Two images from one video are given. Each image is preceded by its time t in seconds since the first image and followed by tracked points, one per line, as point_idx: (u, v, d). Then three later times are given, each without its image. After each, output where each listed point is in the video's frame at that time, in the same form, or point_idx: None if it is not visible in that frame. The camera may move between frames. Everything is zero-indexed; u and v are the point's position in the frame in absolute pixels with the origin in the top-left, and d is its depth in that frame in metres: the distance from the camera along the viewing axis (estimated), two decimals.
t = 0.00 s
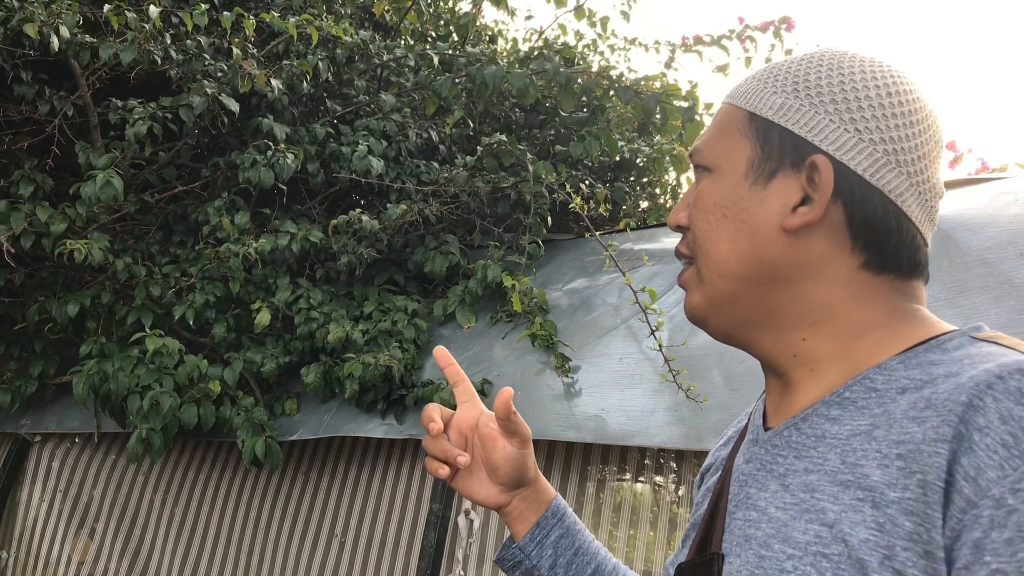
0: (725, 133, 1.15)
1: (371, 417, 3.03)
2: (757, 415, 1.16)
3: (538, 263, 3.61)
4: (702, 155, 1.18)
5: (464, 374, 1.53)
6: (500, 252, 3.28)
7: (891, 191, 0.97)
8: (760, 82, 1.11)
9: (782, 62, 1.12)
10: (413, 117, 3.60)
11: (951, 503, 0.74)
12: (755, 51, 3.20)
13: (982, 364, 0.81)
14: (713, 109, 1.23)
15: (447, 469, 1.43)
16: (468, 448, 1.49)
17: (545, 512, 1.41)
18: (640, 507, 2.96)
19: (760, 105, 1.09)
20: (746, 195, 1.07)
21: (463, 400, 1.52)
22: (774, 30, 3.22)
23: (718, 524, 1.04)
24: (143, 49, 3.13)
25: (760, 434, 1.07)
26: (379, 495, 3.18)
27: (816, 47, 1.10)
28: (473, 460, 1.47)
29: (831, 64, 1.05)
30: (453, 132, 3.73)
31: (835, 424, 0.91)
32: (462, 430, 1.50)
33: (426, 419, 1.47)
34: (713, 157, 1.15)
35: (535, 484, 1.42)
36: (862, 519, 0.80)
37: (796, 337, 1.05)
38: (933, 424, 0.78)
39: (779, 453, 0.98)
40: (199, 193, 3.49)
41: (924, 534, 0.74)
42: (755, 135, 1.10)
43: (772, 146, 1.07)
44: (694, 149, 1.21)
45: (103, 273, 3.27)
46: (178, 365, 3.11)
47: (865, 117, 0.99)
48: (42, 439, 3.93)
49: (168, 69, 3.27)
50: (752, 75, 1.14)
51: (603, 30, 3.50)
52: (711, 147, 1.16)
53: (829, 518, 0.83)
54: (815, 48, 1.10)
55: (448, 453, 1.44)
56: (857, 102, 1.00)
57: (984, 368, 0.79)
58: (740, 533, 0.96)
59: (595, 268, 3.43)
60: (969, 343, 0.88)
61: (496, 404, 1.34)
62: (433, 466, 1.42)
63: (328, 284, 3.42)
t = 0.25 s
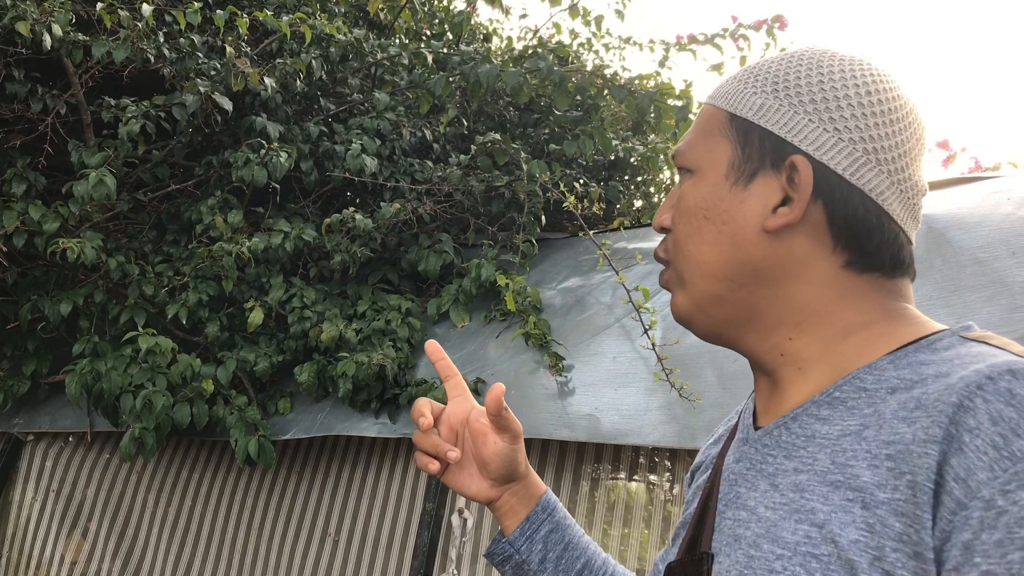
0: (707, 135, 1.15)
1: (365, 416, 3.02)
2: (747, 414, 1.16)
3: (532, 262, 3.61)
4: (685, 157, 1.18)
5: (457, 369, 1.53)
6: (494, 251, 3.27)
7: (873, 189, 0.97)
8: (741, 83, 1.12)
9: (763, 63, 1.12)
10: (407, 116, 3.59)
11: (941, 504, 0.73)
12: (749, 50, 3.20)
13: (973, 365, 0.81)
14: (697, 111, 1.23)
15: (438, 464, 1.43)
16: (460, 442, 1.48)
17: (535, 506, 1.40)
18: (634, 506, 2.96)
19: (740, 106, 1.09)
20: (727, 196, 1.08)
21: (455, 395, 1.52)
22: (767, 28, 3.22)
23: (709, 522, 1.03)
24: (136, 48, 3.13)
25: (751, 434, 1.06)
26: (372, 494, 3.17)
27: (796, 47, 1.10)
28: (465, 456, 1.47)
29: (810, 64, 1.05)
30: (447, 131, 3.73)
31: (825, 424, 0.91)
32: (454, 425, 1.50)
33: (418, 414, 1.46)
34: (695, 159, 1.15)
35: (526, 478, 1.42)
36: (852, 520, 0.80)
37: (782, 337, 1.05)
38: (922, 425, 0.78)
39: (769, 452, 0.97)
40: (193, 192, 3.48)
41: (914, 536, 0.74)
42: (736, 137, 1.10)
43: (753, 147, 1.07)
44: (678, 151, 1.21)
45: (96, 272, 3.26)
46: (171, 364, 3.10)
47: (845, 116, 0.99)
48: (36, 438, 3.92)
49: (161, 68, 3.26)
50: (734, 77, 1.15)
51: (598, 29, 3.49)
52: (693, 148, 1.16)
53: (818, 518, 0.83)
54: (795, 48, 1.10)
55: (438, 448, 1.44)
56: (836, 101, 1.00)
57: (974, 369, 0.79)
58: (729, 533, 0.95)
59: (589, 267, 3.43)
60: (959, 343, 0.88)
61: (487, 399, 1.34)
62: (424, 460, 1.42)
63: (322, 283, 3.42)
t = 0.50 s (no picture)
0: (696, 138, 1.15)
1: (360, 416, 3.02)
2: (742, 413, 1.15)
3: (527, 262, 3.61)
4: (676, 160, 1.18)
5: (467, 355, 1.53)
6: (490, 250, 3.27)
7: (864, 187, 0.97)
8: (729, 85, 1.12)
9: (750, 65, 1.12)
10: (403, 116, 3.59)
11: (936, 504, 0.74)
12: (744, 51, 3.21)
13: (967, 364, 0.81)
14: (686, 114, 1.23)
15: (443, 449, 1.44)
16: (466, 429, 1.49)
17: (537, 497, 1.40)
18: (629, 505, 2.96)
19: (729, 108, 1.10)
20: (718, 197, 1.08)
21: (464, 380, 1.52)
22: (762, 29, 3.23)
23: (704, 519, 1.03)
24: (131, 47, 3.12)
25: (745, 433, 1.06)
26: (368, 494, 3.17)
27: (783, 48, 1.10)
28: (469, 442, 1.47)
29: (797, 65, 1.06)
30: (442, 131, 3.73)
31: (820, 423, 0.91)
32: (461, 411, 1.50)
33: (426, 397, 1.47)
34: (685, 162, 1.15)
35: (530, 470, 1.41)
36: (847, 519, 0.80)
37: (776, 337, 1.05)
38: (917, 424, 0.78)
39: (764, 452, 0.98)
40: (188, 192, 3.47)
41: (909, 535, 0.75)
42: (725, 138, 1.10)
43: (743, 148, 1.07)
44: (668, 155, 1.21)
45: (91, 272, 3.25)
46: (166, 364, 3.10)
47: (833, 116, 0.99)
48: (31, 438, 3.92)
49: (156, 67, 3.25)
50: (722, 79, 1.15)
51: (593, 29, 3.49)
52: (683, 152, 1.16)
53: (814, 518, 0.83)
54: (782, 49, 1.11)
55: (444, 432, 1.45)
56: (825, 101, 1.00)
57: (968, 368, 0.79)
58: (724, 533, 0.96)
59: (585, 267, 3.43)
60: (953, 342, 0.88)
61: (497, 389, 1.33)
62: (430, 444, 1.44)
63: (318, 283, 3.41)
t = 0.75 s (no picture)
0: (691, 146, 1.16)
1: (359, 419, 3.02)
2: (742, 419, 1.16)
3: (526, 265, 3.62)
4: (671, 169, 1.19)
5: (434, 379, 1.53)
6: (489, 254, 3.28)
7: (859, 193, 0.99)
8: (723, 93, 1.13)
9: (743, 73, 1.13)
10: (402, 118, 3.59)
11: (937, 512, 0.75)
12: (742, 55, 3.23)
13: (968, 372, 0.82)
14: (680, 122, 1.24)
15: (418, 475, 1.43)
16: (439, 452, 1.49)
17: (516, 513, 1.40)
18: (627, 508, 2.97)
19: (723, 116, 1.11)
20: (715, 206, 1.08)
21: (434, 405, 1.52)
22: (760, 33, 3.24)
23: (704, 527, 1.04)
24: (130, 50, 3.12)
25: (745, 440, 1.07)
26: (366, 497, 3.18)
27: (776, 56, 1.12)
28: (444, 466, 1.47)
29: (790, 73, 1.07)
30: (441, 134, 3.73)
31: (821, 430, 0.92)
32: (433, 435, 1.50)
33: (397, 424, 1.46)
34: (680, 171, 1.16)
35: (507, 487, 1.42)
36: (848, 526, 0.81)
37: (775, 344, 1.05)
38: (918, 432, 0.79)
39: (764, 459, 0.98)
40: (186, 194, 3.47)
41: (910, 543, 0.76)
42: (720, 147, 1.11)
43: (738, 156, 1.08)
44: (663, 164, 1.22)
45: (90, 274, 3.25)
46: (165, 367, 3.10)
47: (828, 123, 1.01)
48: (28, 440, 3.91)
49: (155, 70, 3.26)
50: (716, 87, 1.16)
51: (591, 33, 3.51)
52: (678, 160, 1.17)
53: (815, 525, 0.84)
54: (775, 57, 1.12)
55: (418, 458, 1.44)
56: (818, 109, 1.02)
57: (969, 376, 0.80)
58: (724, 539, 0.96)
59: (583, 270, 3.43)
60: (953, 350, 0.89)
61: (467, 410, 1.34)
62: (404, 470, 1.42)
63: (316, 286, 3.42)
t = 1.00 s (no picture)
0: (687, 148, 1.16)
1: (358, 422, 3.03)
2: (742, 422, 1.16)
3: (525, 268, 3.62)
4: (668, 171, 1.19)
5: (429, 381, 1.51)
6: (489, 256, 3.29)
7: (854, 195, 0.99)
8: (719, 96, 1.14)
9: (740, 75, 1.14)
10: (402, 121, 3.59)
11: (936, 514, 0.75)
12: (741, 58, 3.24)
13: (968, 373, 0.82)
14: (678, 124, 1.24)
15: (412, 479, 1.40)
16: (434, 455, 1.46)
17: (511, 515, 1.38)
18: (626, 512, 2.97)
19: (719, 119, 1.11)
20: (710, 209, 1.09)
21: (428, 408, 1.49)
22: (759, 37, 3.26)
23: (704, 530, 1.04)
24: (130, 52, 3.13)
25: (745, 442, 1.07)
26: (365, 500, 3.18)
27: (772, 58, 1.12)
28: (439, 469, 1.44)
29: (786, 75, 1.07)
30: (441, 137, 3.73)
31: (820, 433, 0.92)
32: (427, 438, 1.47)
33: (391, 428, 1.43)
34: (676, 173, 1.16)
35: (502, 489, 1.39)
36: (847, 529, 0.81)
37: (772, 345, 1.06)
38: (917, 434, 0.79)
39: (763, 461, 0.99)
40: (186, 196, 3.47)
41: (909, 545, 0.76)
42: (716, 149, 1.11)
43: (734, 158, 1.09)
44: (660, 165, 1.22)
45: (89, 276, 3.25)
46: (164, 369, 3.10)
47: (823, 125, 1.01)
48: (26, 443, 3.91)
49: (155, 72, 3.25)
50: (713, 89, 1.17)
51: (591, 36, 3.51)
52: (675, 162, 1.17)
53: (813, 528, 0.84)
54: (772, 59, 1.12)
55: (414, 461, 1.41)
56: (814, 111, 1.02)
57: (967, 378, 0.81)
58: (723, 543, 0.96)
59: (582, 273, 3.44)
60: (952, 352, 0.90)
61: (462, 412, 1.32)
62: (399, 474, 1.40)
63: (316, 288, 3.42)
